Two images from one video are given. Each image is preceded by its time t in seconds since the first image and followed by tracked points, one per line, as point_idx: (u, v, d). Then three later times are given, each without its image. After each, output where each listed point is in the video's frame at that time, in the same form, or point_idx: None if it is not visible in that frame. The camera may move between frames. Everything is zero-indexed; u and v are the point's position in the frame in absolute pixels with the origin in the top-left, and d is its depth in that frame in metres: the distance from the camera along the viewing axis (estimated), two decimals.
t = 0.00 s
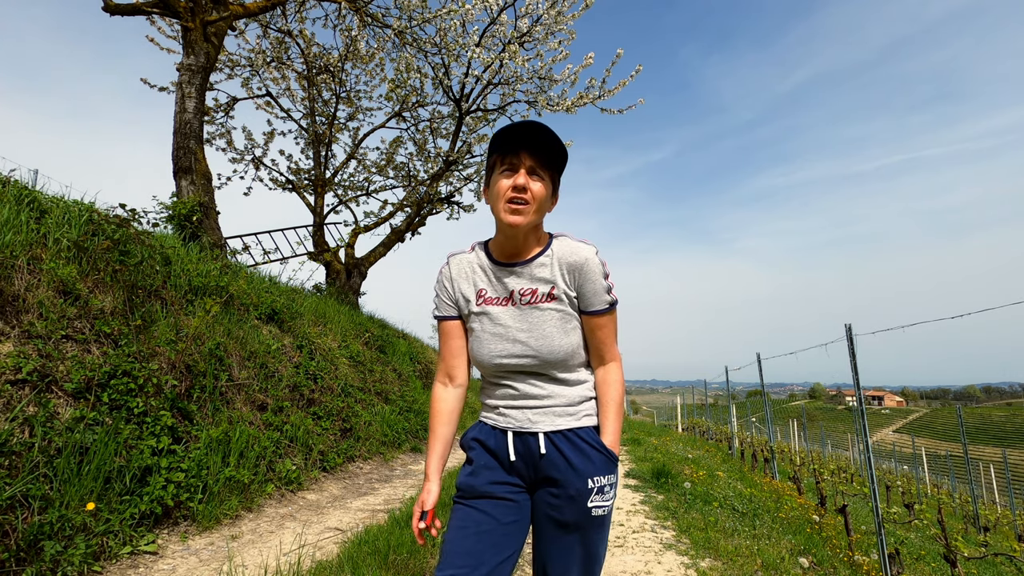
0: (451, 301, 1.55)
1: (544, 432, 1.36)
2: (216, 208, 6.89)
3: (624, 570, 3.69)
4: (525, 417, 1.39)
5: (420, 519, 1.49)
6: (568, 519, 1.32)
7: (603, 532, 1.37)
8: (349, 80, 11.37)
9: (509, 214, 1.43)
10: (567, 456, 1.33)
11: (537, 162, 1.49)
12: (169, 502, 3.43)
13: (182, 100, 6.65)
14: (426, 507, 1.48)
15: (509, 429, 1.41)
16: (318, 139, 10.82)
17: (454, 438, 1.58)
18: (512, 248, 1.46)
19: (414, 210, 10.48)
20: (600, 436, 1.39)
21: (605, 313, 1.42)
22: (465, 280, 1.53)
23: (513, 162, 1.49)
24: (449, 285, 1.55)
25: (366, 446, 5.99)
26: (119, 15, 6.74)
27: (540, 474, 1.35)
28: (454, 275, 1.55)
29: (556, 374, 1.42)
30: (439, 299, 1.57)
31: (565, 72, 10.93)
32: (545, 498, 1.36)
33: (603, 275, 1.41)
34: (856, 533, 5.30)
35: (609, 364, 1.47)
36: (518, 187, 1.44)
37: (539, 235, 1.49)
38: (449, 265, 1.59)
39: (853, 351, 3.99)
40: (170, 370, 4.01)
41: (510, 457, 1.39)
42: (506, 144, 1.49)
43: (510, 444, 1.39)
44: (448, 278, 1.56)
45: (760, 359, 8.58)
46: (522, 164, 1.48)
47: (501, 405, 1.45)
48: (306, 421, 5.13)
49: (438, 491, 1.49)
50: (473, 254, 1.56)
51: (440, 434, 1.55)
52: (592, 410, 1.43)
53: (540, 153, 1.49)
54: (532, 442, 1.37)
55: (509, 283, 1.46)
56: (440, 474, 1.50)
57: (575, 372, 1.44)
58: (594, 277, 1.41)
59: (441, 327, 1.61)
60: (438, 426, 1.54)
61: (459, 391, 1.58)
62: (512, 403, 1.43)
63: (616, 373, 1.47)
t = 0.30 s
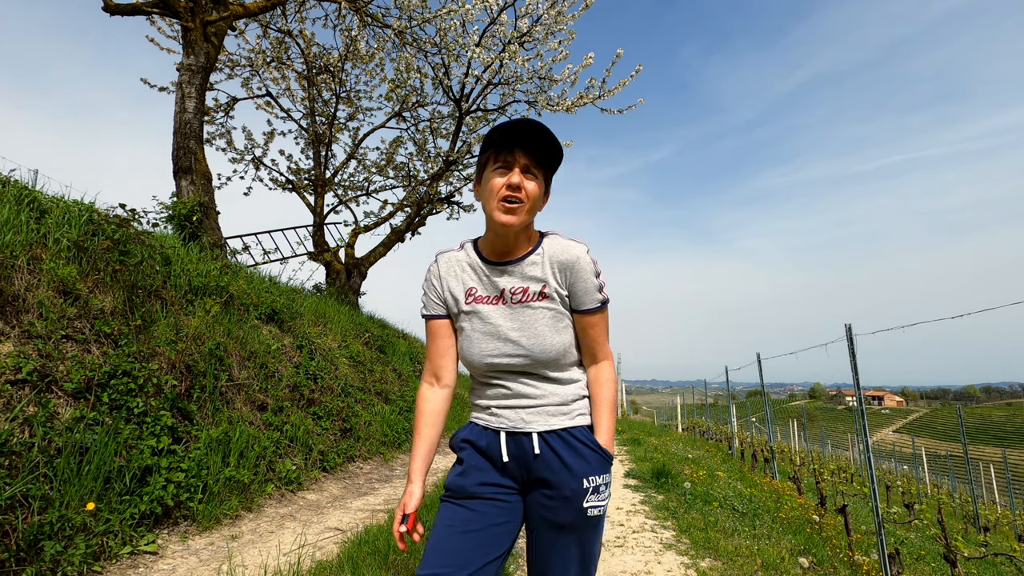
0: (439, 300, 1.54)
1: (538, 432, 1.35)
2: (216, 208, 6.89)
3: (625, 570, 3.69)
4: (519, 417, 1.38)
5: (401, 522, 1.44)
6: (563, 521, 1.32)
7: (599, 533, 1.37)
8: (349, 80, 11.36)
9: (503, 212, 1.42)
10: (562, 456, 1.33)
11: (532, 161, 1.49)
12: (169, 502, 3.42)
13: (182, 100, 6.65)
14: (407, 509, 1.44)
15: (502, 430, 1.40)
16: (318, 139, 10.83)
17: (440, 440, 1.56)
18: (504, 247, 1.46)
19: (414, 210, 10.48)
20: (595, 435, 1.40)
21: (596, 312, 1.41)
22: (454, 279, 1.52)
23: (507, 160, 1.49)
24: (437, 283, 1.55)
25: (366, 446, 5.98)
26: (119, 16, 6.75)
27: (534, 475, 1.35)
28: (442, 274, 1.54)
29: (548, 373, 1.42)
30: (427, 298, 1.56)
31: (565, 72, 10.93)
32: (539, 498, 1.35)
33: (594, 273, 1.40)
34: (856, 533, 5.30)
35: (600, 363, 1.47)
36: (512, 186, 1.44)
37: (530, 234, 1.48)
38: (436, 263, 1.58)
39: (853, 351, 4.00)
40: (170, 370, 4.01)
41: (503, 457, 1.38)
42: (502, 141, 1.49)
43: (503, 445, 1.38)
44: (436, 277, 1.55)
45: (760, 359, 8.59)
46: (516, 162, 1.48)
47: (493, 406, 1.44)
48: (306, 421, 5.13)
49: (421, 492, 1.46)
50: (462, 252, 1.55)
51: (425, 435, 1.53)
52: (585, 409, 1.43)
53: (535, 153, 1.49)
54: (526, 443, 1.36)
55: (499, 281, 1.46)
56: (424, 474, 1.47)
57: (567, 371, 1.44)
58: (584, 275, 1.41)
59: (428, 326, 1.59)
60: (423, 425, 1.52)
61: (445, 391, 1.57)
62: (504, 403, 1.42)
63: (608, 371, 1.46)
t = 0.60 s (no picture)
0: (422, 292, 1.47)
1: (525, 432, 1.32)
2: (216, 208, 6.89)
3: (624, 570, 3.69)
4: (504, 417, 1.35)
5: (370, 529, 1.33)
6: (553, 525, 1.29)
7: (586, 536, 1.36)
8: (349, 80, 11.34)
9: (519, 212, 1.42)
10: (551, 457, 1.31)
11: (539, 159, 1.50)
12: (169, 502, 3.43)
13: (182, 100, 6.65)
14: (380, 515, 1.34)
15: (485, 430, 1.35)
16: (318, 139, 10.83)
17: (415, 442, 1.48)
18: (508, 242, 1.46)
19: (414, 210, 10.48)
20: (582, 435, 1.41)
21: (582, 313, 1.45)
22: (439, 271, 1.46)
23: (521, 154, 1.45)
24: (421, 275, 1.48)
25: (366, 446, 5.98)
26: (120, 16, 6.75)
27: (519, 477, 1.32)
28: (427, 265, 1.48)
29: (535, 371, 1.40)
30: (408, 290, 1.49)
31: (565, 72, 10.93)
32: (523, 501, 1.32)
33: (584, 274, 1.44)
34: (856, 533, 5.30)
35: (583, 363, 1.51)
36: (527, 184, 1.44)
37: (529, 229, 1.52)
38: (420, 255, 1.52)
39: (853, 351, 3.99)
40: (170, 370, 4.01)
41: (486, 461, 1.33)
42: (518, 134, 1.43)
43: (486, 447, 1.33)
44: (420, 268, 1.49)
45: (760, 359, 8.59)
46: (530, 159, 1.46)
47: (475, 405, 1.39)
48: (306, 421, 5.13)
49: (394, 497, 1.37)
50: (451, 245, 1.50)
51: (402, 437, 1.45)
52: (568, 408, 1.43)
53: (545, 151, 1.50)
54: (512, 444, 1.33)
55: (489, 274, 1.43)
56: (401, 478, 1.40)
57: (552, 370, 1.44)
58: (575, 275, 1.44)
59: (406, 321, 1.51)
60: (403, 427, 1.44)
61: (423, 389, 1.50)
62: (488, 401, 1.38)
63: (591, 372, 1.52)
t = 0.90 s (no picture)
0: (398, 278, 1.35)
1: (493, 438, 1.26)
2: (216, 208, 6.89)
3: (624, 570, 3.69)
4: (471, 422, 1.26)
5: (313, 541, 1.20)
6: (522, 536, 1.25)
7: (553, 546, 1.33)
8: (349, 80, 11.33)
9: (513, 208, 1.45)
10: (519, 464, 1.26)
11: (532, 158, 1.53)
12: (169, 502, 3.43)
13: (182, 100, 6.66)
14: (325, 525, 1.22)
15: (449, 436, 1.24)
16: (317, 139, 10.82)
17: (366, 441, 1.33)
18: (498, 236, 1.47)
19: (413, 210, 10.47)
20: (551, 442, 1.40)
21: (552, 325, 1.54)
22: (420, 258, 1.37)
23: (518, 151, 1.47)
24: (399, 260, 1.37)
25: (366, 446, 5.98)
26: (119, 16, 6.75)
27: (486, 488, 1.24)
28: (407, 251, 1.38)
29: (504, 373, 1.36)
30: (382, 275, 1.36)
31: (565, 72, 10.93)
32: (487, 514, 1.25)
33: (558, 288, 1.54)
34: (856, 533, 5.30)
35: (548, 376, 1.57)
36: (523, 182, 1.46)
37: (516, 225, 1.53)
38: (399, 241, 1.41)
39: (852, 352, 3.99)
40: (170, 370, 4.01)
41: (447, 471, 1.23)
42: (518, 131, 1.44)
43: (449, 456, 1.23)
44: (399, 253, 1.37)
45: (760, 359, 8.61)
46: (525, 157, 1.48)
47: (436, 408, 1.27)
48: (306, 421, 5.12)
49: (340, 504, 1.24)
50: (435, 237, 1.44)
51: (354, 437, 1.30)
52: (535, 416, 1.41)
53: (539, 150, 1.53)
54: (479, 452, 1.25)
55: (475, 268, 1.39)
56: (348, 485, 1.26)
57: (524, 377, 1.44)
58: (552, 287, 1.53)
59: (371, 309, 1.36)
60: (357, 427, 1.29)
61: (382, 385, 1.34)
62: (453, 404, 1.27)
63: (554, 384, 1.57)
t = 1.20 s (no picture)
0: (392, 270, 1.35)
1: (471, 447, 1.25)
2: (216, 209, 6.89)
3: (624, 570, 3.69)
4: (449, 430, 1.25)
5: (295, 517, 1.08)
6: (498, 548, 1.25)
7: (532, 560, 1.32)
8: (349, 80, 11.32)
9: (510, 209, 1.46)
10: (498, 474, 1.26)
11: (529, 159, 1.54)
12: (169, 502, 3.43)
13: (182, 100, 6.66)
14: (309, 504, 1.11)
15: (425, 443, 1.23)
16: (318, 139, 10.83)
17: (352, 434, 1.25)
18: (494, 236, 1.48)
19: (414, 210, 10.48)
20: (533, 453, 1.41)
21: (546, 331, 1.52)
22: (414, 253, 1.37)
23: (515, 152, 1.47)
24: (394, 253, 1.37)
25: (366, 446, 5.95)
26: (119, 16, 6.75)
27: (463, 499, 1.23)
28: (402, 245, 1.40)
29: (488, 378, 1.34)
30: (376, 267, 1.36)
31: (565, 72, 10.92)
32: (463, 525, 1.24)
33: (552, 293, 1.55)
34: (856, 533, 5.30)
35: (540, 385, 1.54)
36: (520, 183, 1.47)
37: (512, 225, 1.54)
38: (395, 236, 1.43)
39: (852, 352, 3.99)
40: (170, 370, 4.01)
41: (423, 480, 1.22)
42: (515, 132, 1.45)
43: (425, 464, 1.22)
44: (395, 246, 1.39)
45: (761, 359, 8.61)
46: (522, 158, 1.49)
47: (415, 413, 1.26)
48: (306, 421, 5.12)
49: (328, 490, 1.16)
50: (430, 233, 1.46)
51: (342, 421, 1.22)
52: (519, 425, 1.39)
53: (536, 152, 1.53)
54: (456, 461, 1.24)
55: (468, 267, 1.40)
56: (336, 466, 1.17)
57: (511, 384, 1.43)
58: (546, 292, 1.54)
59: (362, 299, 1.34)
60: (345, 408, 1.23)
61: (372, 373, 1.29)
62: (433, 410, 1.26)
63: (546, 393, 1.54)
